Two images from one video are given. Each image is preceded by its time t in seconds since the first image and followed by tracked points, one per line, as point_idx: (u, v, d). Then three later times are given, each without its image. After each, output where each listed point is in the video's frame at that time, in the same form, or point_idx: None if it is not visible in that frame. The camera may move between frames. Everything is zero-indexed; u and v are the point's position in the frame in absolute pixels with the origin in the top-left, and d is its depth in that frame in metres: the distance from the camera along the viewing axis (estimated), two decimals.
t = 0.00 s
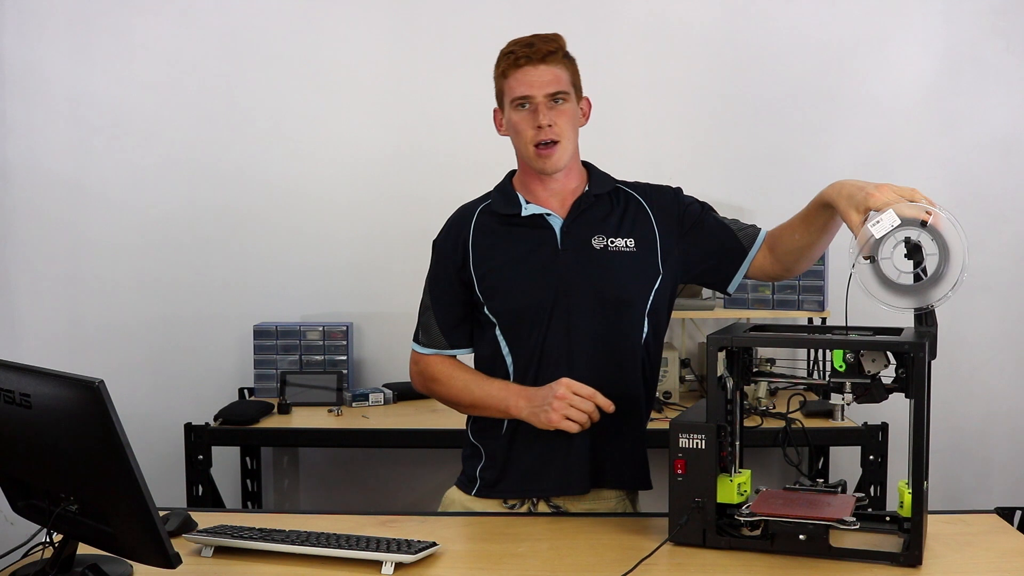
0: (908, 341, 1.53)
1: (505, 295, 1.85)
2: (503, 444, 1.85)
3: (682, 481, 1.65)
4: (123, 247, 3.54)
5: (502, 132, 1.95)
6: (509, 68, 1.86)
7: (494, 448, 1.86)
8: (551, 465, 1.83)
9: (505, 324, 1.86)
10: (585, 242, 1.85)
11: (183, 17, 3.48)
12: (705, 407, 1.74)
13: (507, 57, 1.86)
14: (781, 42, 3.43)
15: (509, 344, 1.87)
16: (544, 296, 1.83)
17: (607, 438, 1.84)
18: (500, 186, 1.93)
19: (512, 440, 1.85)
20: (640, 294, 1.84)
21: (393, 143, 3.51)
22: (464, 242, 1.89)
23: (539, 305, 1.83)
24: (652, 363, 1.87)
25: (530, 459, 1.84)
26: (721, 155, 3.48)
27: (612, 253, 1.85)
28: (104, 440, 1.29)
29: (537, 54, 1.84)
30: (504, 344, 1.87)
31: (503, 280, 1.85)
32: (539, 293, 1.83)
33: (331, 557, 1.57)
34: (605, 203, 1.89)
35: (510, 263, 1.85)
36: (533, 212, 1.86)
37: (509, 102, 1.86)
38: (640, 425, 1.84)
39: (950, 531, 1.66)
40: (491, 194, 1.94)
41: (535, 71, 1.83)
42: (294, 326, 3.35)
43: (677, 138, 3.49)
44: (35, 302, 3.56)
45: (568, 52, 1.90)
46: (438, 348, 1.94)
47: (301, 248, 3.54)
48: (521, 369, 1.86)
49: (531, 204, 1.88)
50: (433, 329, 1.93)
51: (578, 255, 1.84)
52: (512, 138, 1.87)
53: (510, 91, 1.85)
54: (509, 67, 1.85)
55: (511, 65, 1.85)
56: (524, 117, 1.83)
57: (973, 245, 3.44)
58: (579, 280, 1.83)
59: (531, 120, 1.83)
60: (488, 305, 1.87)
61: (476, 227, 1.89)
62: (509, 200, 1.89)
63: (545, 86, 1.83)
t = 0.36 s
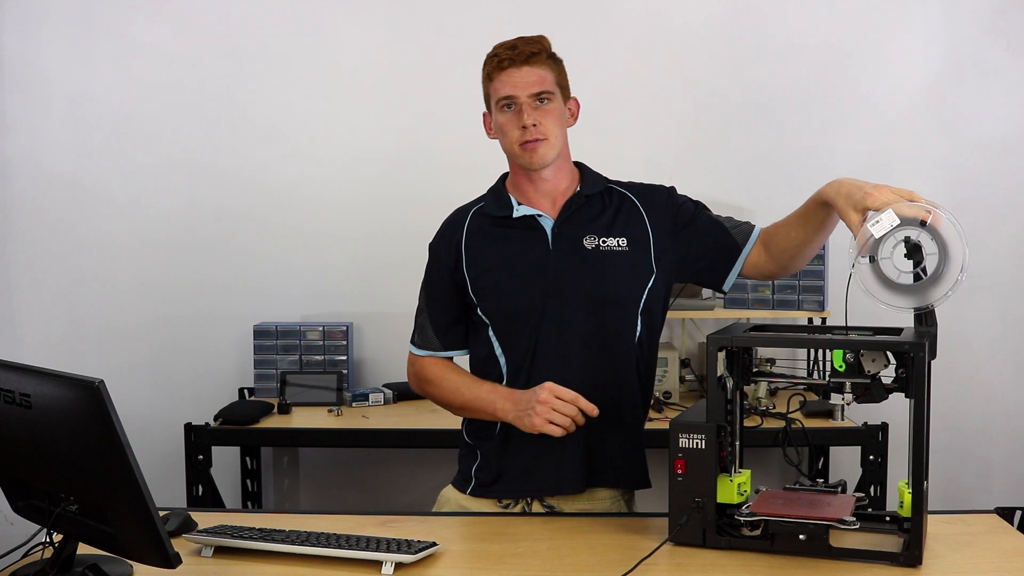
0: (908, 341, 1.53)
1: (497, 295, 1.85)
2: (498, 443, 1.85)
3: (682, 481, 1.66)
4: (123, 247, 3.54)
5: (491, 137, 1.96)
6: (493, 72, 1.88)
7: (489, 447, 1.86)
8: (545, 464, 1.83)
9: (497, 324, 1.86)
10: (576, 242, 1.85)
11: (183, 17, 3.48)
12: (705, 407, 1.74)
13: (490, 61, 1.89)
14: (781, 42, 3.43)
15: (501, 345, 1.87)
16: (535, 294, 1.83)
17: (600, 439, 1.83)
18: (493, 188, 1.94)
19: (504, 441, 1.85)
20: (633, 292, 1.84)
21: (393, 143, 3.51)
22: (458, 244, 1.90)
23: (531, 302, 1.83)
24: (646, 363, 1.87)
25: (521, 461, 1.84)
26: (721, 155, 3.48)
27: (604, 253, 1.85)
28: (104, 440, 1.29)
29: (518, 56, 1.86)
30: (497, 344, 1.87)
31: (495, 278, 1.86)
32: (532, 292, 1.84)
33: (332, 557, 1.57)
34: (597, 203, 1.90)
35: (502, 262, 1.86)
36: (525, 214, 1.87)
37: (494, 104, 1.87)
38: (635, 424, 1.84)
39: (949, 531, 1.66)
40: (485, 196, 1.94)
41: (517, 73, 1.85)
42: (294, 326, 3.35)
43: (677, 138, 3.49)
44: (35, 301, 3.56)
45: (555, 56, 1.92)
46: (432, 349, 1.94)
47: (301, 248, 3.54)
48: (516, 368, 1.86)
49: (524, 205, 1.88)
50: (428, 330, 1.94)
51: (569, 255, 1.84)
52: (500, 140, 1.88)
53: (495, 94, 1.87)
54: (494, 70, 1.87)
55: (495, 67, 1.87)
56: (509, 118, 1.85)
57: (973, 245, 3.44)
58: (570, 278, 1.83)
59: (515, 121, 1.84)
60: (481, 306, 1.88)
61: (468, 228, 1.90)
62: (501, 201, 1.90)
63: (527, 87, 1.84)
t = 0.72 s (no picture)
0: (908, 341, 1.54)
1: (495, 294, 1.86)
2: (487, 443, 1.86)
3: (682, 481, 1.66)
4: (123, 247, 3.54)
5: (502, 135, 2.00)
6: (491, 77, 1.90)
7: (480, 445, 1.87)
8: (537, 464, 1.83)
9: (495, 322, 1.86)
10: (574, 246, 1.87)
11: (183, 17, 3.48)
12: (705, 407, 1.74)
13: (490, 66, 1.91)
14: (781, 42, 3.43)
15: (498, 343, 1.86)
16: (532, 296, 1.84)
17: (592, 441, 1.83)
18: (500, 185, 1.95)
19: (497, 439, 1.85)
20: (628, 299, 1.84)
21: (394, 143, 3.51)
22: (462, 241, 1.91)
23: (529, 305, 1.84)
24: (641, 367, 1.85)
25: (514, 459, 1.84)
26: (722, 155, 3.48)
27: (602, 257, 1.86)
28: (104, 440, 1.29)
29: (511, 63, 1.87)
30: (493, 342, 1.87)
31: (494, 279, 1.87)
32: (530, 293, 1.84)
33: (332, 557, 1.57)
34: (598, 208, 1.89)
35: (501, 263, 1.87)
36: (525, 215, 1.88)
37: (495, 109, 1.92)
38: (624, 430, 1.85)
39: (949, 531, 1.66)
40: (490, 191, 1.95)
41: (509, 81, 1.87)
42: (294, 326, 3.35)
43: (677, 138, 3.48)
44: (35, 301, 3.56)
45: (559, 56, 1.91)
46: (432, 345, 1.97)
47: (301, 248, 3.54)
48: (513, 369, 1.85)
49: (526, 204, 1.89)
50: (429, 326, 1.96)
51: (567, 259, 1.86)
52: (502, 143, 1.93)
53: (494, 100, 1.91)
54: (493, 76, 1.89)
55: (494, 72, 1.89)
56: (504, 125, 1.89)
57: (973, 244, 3.45)
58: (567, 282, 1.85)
59: (510, 129, 1.88)
60: (480, 304, 1.88)
61: (471, 226, 1.91)
62: (505, 201, 1.90)
63: (519, 95, 1.86)
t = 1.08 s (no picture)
0: (908, 341, 1.54)
1: (432, 298, 1.69)
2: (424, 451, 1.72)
3: (682, 481, 1.66)
4: (123, 247, 3.54)
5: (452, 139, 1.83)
6: (435, 76, 1.74)
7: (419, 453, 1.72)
8: (474, 471, 1.70)
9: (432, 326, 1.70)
10: (510, 252, 1.68)
11: (184, 17, 3.48)
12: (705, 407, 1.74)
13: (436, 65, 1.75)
14: (781, 42, 3.43)
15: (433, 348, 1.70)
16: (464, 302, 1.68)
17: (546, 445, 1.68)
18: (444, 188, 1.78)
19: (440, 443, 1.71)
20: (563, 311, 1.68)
21: (393, 143, 3.51)
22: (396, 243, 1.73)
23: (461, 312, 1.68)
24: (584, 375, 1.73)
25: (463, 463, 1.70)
26: (722, 155, 3.48)
27: (539, 264, 1.67)
28: (104, 440, 1.30)
29: (456, 64, 1.71)
30: (429, 347, 1.71)
31: (426, 283, 1.70)
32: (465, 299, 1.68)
33: (332, 557, 1.57)
34: (539, 215, 1.70)
35: (432, 269, 1.70)
36: (466, 218, 1.70)
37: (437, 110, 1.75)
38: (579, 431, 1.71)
39: (949, 531, 1.66)
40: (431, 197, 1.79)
41: (452, 81, 1.71)
42: (294, 326, 3.34)
43: (677, 138, 3.48)
44: (35, 301, 3.56)
45: (507, 59, 1.74)
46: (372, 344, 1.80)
47: (301, 248, 3.54)
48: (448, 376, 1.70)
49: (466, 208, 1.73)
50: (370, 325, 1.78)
51: (502, 264, 1.68)
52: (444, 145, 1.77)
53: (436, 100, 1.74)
54: (436, 78, 1.74)
55: (438, 73, 1.73)
56: (445, 126, 1.72)
57: (973, 244, 3.45)
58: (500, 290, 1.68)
59: (450, 130, 1.71)
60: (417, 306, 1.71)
61: (409, 226, 1.74)
62: (447, 203, 1.73)
63: (462, 96, 1.70)
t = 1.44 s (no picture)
0: (908, 341, 1.54)
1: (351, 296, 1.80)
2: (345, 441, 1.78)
3: (681, 481, 1.66)
4: (123, 247, 3.54)
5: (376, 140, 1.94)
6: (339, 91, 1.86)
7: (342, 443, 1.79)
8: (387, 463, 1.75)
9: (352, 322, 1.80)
10: (421, 251, 1.77)
11: (183, 17, 3.48)
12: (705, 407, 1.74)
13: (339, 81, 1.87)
14: (781, 42, 3.43)
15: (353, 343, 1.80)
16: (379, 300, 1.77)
17: (456, 446, 1.73)
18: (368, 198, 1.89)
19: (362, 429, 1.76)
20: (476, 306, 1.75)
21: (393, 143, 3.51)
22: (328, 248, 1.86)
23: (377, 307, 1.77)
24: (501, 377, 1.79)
25: (377, 453, 1.75)
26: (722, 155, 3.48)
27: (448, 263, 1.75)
28: (104, 440, 1.30)
29: (352, 75, 1.82)
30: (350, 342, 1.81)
31: (350, 281, 1.81)
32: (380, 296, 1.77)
33: (332, 557, 1.57)
34: (448, 212, 1.78)
35: (353, 268, 1.81)
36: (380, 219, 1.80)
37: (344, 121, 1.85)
38: (491, 439, 1.75)
39: (948, 531, 1.66)
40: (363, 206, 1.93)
41: (351, 91, 1.82)
42: (294, 326, 3.31)
43: (677, 138, 3.48)
44: (35, 301, 3.56)
45: (405, 60, 1.83)
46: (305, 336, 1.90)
47: (301, 248, 3.54)
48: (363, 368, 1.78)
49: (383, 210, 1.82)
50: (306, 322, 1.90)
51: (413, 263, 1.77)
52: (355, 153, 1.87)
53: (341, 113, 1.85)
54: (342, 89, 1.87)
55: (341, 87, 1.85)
56: (352, 134, 1.83)
57: (973, 243, 3.45)
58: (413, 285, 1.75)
59: (357, 137, 1.81)
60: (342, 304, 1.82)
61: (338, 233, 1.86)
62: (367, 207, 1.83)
63: (361, 103, 1.81)
